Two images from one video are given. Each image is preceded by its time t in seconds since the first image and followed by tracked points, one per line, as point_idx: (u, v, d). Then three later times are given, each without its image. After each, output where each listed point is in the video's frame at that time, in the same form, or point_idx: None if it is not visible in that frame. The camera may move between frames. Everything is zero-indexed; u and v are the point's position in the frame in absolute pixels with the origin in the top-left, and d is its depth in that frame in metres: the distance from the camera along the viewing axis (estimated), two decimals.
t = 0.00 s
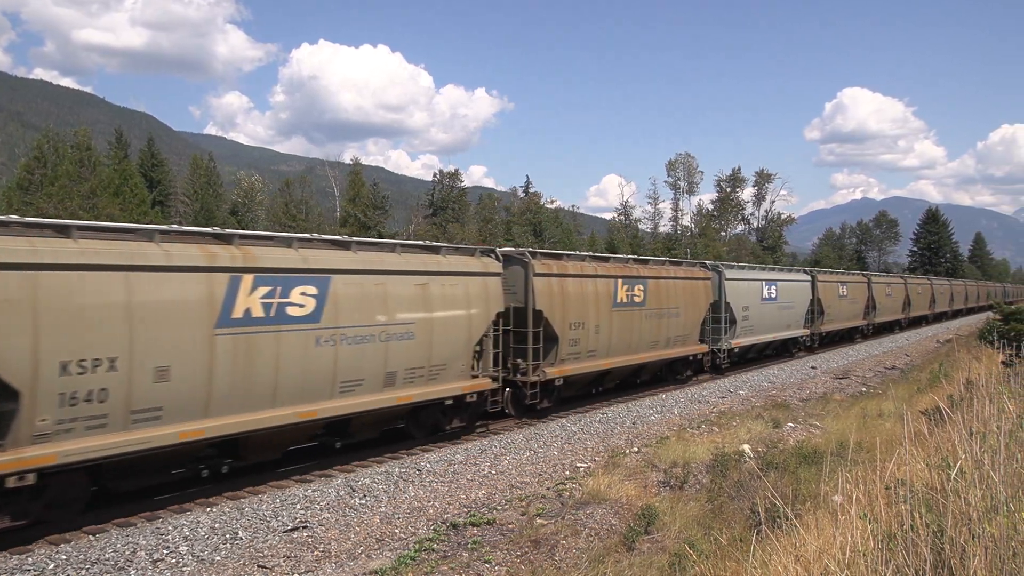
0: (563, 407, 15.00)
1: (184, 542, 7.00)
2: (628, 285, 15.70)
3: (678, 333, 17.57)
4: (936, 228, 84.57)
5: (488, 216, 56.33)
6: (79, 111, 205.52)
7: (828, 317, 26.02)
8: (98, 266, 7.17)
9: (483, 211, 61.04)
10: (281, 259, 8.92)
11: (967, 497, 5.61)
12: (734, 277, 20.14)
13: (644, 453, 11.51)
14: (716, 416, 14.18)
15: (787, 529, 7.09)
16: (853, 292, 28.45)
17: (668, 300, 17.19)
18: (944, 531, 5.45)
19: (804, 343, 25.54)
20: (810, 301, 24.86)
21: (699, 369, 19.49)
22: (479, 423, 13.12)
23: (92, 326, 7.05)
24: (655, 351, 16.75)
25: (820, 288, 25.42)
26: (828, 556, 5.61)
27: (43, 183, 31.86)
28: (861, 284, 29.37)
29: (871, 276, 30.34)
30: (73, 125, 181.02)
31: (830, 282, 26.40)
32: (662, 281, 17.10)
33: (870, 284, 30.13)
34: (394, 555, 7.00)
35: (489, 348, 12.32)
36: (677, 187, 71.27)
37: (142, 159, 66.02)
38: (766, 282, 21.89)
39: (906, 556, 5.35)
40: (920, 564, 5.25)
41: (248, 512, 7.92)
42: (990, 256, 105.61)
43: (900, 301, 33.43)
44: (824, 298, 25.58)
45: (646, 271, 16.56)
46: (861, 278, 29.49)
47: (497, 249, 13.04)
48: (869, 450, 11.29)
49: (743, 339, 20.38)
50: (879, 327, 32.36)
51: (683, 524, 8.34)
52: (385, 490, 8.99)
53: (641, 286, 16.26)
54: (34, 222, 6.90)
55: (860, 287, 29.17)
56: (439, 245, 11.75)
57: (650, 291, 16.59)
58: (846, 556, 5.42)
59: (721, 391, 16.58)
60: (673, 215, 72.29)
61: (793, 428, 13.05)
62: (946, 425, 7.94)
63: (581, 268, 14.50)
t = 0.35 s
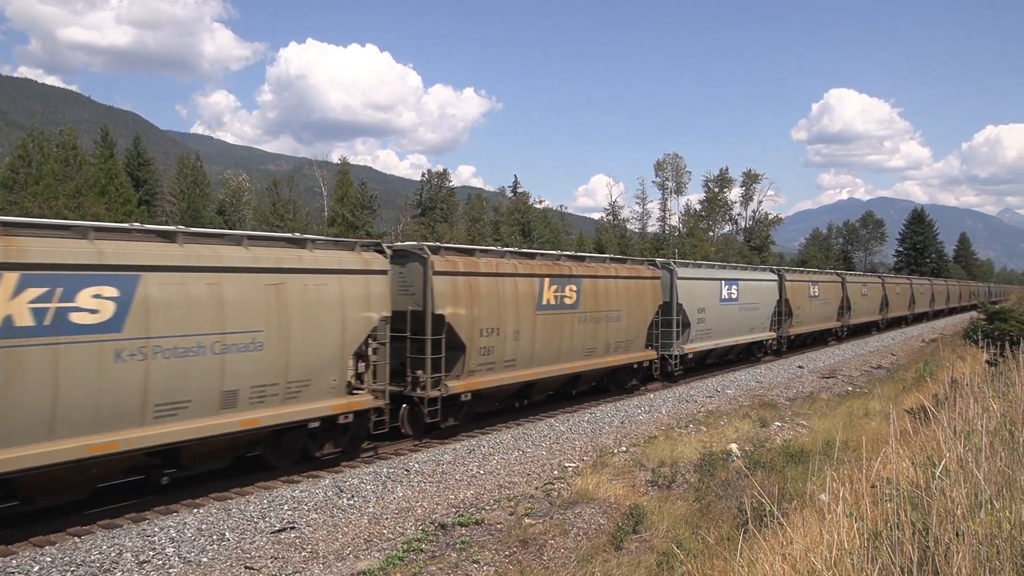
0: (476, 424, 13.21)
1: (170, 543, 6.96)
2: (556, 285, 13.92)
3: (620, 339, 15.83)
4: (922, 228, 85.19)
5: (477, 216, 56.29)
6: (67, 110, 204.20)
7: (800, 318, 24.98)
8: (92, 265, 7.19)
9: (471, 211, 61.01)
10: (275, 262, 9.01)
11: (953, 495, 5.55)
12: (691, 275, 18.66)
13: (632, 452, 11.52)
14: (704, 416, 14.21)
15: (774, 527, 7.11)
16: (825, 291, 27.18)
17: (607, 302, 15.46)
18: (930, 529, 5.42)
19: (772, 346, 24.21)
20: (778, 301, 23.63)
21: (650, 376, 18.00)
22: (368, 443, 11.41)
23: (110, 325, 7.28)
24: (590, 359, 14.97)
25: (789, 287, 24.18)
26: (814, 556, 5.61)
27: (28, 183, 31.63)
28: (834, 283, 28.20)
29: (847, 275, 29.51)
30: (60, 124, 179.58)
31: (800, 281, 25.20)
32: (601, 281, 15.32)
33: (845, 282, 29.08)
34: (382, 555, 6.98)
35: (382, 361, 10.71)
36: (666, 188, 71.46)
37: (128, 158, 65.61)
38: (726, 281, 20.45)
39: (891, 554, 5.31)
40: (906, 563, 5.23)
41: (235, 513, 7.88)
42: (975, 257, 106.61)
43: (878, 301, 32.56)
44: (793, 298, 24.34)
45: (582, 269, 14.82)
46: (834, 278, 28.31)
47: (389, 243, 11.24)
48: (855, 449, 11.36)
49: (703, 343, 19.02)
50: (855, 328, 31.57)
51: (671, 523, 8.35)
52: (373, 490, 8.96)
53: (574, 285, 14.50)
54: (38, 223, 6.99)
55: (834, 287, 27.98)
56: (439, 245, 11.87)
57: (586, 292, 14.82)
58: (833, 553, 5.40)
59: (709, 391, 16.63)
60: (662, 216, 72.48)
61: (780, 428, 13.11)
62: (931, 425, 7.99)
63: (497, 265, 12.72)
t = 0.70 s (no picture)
0: (366, 447, 11.24)
1: (159, 545, 6.92)
2: (466, 285, 11.97)
3: (549, 346, 13.99)
4: (910, 228, 85.74)
5: (468, 216, 56.22)
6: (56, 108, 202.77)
7: (771, 320, 23.54)
8: (119, 266, 7.48)
9: (461, 211, 60.94)
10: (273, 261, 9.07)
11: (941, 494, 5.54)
12: (640, 274, 16.86)
13: (622, 452, 11.53)
14: (694, 416, 14.24)
15: (764, 527, 7.12)
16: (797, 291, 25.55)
17: (532, 304, 13.58)
18: (917, 527, 5.40)
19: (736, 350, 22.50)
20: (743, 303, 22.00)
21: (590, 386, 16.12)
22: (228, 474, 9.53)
23: (129, 323, 7.53)
24: (508, 369, 13.01)
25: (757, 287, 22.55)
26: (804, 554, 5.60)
27: (13, 182, 31.38)
28: (807, 282, 26.73)
29: (825, 273, 28.29)
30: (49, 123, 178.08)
31: (769, 279, 23.63)
32: (524, 280, 13.44)
33: (820, 281, 27.73)
34: (372, 555, 6.96)
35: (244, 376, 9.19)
36: (656, 188, 71.55)
37: (116, 157, 65.20)
38: (682, 280, 18.67)
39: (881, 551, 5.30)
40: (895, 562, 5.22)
41: (224, 514, 7.84)
42: (963, 257, 107.34)
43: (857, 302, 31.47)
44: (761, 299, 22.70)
45: (501, 266, 12.91)
46: (808, 277, 26.89)
47: (247, 237, 9.37)
48: (844, 448, 11.41)
49: (654, 350, 17.28)
50: (834, 330, 30.51)
51: (661, 523, 8.36)
52: (364, 491, 8.95)
53: (490, 285, 12.58)
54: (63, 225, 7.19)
55: (806, 287, 26.47)
56: (443, 247, 12.13)
57: (504, 292, 12.90)
58: (822, 553, 5.38)
59: (699, 390, 16.67)
60: (651, 216, 72.56)
61: (769, 427, 13.16)
62: (919, 424, 8.00)
63: (389, 261, 10.73)
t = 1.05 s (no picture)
0: (217, 480, 9.25)
1: (148, 546, 6.88)
2: (348, 285, 9.96)
3: (463, 355, 12.10)
4: (899, 228, 86.23)
5: (458, 216, 56.15)
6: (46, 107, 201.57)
7: (740, 323, 22.20)
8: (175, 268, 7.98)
9: (452, 211, 60.89)
10: (280, 261, 9.13)
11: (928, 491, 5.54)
12: (580, 274, 15.07)
13: (612, 452, 11.54)
14: (684, 415, 14.28)
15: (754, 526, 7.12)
16: (767, 292, 24.15)
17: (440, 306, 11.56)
18: (905, 526, 5.39)
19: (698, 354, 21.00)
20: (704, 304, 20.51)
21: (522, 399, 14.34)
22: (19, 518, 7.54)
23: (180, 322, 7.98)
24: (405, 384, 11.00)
25: (723, 287, 21.16)
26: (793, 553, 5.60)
27: None
28: (781, 283, 25.46)
29: (799, 272, 27.09)
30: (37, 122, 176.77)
31: (738, 279, 22.24)
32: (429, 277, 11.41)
33: (793, 280, 26.44)
34: (362, 556, 6.94)
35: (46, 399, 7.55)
36: (646, 188, 71.58)
37: (105, 156, 64.86)
38: (631, 279, 16.92)
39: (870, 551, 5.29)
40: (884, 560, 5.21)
41: (214, 514, 7.80)
42: (951, 257, 108.01)
43: (836, 302, 30.53)
44: (727, 300, 21.30)
45: (400, 261, 10.86)
46: (780, 276, 25.58)
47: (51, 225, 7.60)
48: (833, 447, 11.46)
49: (597, 357, 15.59)
50: (813, 331, 29.64)
51: (651, 522, 8.37)
52: (354, 491, 8.92)
53: (381, 284, 10.54)
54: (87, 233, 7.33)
55: (778, 287, 25.18)
56: (447, 248, 12.19)
57: (402, 291, 10.84)
58: (811, 552, 5.36)
59: (689, 390, 16.72)
60: (642, 216, 72.68)
61: (759, 426, 13.20)
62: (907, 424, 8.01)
63: (239, 256, 8.70)
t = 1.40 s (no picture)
0: None
1: (139, 547, 6.85)
2: (180, 285, 7.94)
3: (347, 368, 10.07)
4: (890, 229, 86.67)
5: (451, 216, 56.14)
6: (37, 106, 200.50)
7: (703, 327, 21.04)
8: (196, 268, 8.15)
9: (444, 211, 60.83)
10: (295, 263, 9.34)
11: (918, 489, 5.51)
12: (508, 272, 13.53)
13: (604, 452, 11.55)
14: (676, 415, 14.31)
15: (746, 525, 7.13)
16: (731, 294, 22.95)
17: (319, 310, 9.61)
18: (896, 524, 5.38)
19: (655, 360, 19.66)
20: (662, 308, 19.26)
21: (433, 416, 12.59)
22: None
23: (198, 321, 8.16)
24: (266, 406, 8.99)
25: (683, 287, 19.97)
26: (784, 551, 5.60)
27: None
28: (749, 284, 24.38)
29: (771, 272, 26.22)
30: (27, 121, 175.45)
31: (700, 280, 21.09)
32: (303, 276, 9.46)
33: (760, 282, 25.32)
34: (354, 556, 6.93)
35: None
36: (638, 188, 71.69)
37: (95, 155, 64.51)
38: (571, 279, 15.40)
39: (860, 549, 5.29)
40: (875, 558, 5.20)
41: (205, 515, 7.78)
42: (941, 257, 108.64)
43: (813, 303, 29.79)
44: (687, 301, 20.10)
45: (262, 256, 8.95)
46: (748, 277, 24.50)
47: None
48: (823, 446, 11.51)
49: (529, 366, 14.07)
50: (791, 334, 28.97)
51: (643, 522, 8.38)
52: (346, 491, 8.90)
53: (232, 284, 8.55)
54: None
55: (746, 288, 24.11)
56: (416, 247, 11.96)
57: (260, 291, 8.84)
58: (803, 551, 5.35)
59: (681, 389, 16.77)
60: (634, 216, 72.76)
61: (750, 426, 13.25)
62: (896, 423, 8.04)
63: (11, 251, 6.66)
